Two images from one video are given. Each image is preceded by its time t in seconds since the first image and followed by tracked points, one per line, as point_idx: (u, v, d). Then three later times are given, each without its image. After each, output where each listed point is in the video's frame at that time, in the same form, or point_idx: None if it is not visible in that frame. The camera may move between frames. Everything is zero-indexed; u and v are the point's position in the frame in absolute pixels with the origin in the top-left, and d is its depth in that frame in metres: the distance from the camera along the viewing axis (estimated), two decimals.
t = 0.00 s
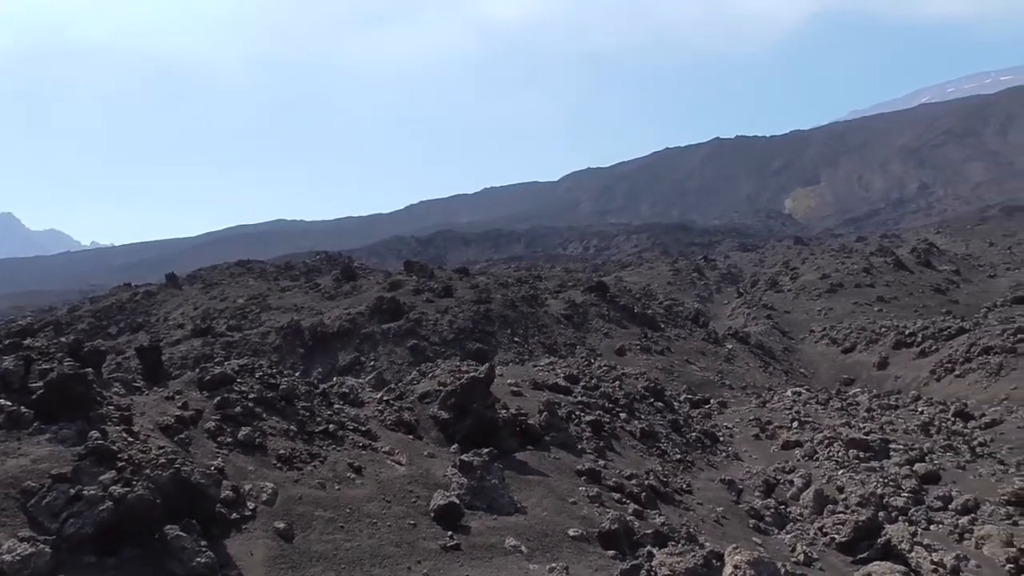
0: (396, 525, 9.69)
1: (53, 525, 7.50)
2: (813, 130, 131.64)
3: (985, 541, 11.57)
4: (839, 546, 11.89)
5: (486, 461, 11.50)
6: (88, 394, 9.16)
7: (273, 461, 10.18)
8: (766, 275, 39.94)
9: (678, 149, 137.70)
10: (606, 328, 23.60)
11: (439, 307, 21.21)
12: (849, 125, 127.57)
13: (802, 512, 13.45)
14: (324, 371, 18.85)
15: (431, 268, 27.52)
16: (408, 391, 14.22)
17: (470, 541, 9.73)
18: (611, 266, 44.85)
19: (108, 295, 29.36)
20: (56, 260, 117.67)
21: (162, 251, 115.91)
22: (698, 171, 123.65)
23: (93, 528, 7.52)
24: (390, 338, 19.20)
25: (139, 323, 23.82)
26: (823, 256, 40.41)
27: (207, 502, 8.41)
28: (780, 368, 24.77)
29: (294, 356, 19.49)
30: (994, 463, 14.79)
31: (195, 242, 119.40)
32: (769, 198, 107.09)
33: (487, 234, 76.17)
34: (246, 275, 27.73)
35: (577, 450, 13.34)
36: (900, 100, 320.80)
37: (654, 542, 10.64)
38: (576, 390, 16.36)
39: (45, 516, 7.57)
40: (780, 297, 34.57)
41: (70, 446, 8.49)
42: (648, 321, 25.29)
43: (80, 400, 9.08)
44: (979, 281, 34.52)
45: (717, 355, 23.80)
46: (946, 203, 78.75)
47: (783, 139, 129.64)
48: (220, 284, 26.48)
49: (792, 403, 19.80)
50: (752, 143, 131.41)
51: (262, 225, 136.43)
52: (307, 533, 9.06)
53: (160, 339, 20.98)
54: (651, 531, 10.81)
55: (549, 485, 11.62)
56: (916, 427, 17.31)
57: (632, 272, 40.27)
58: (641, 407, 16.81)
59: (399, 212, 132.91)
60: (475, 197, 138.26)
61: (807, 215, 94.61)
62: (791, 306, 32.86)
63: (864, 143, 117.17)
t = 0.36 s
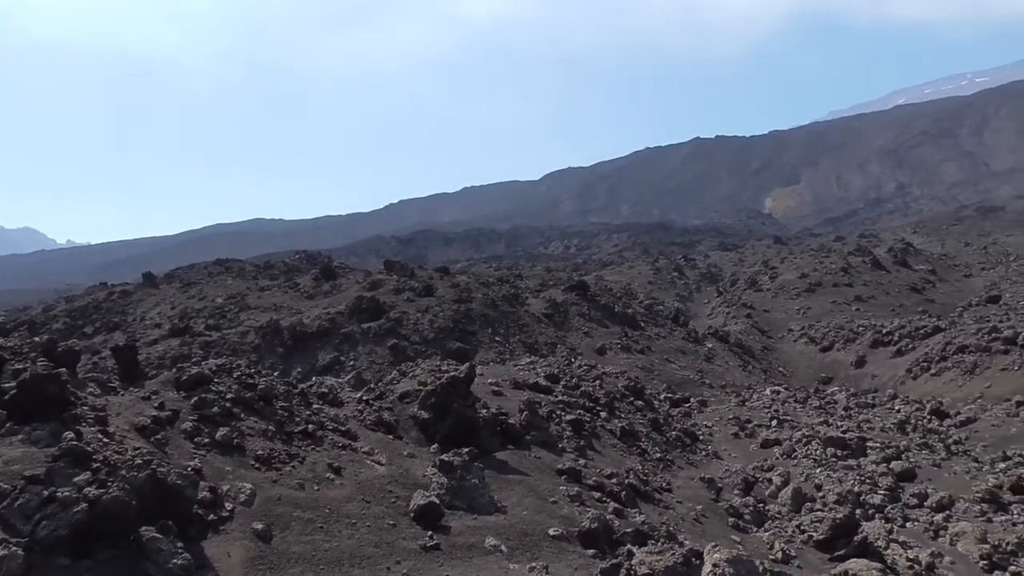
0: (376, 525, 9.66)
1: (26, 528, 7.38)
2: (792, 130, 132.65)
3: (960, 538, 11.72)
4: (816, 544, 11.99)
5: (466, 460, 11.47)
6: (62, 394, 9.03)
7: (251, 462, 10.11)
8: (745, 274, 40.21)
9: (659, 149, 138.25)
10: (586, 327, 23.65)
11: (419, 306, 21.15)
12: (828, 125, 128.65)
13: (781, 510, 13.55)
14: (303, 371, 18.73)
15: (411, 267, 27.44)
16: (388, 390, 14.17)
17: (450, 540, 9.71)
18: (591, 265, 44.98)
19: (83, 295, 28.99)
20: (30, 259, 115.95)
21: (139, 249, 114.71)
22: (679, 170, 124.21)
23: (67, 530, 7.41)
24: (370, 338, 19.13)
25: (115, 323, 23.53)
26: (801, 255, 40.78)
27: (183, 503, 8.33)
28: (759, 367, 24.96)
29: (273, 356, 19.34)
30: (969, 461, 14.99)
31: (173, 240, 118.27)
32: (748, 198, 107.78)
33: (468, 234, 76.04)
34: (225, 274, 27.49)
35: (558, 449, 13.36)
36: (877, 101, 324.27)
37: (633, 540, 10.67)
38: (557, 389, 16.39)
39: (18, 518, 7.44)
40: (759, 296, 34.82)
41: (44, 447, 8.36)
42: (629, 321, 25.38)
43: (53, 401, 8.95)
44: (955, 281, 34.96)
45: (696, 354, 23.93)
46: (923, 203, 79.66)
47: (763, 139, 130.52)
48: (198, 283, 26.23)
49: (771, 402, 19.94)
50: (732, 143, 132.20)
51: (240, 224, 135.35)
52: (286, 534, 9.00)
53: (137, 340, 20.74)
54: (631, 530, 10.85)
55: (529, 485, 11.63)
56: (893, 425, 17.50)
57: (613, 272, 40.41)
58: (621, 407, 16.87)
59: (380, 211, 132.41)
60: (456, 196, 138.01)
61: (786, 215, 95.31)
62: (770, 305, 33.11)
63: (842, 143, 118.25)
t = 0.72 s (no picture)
0: (360, 525, 9.63)
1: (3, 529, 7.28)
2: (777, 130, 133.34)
3: (940, 534, 11.84)
4: (799, 541, 12.07)
5: (450, 460, 11.46)
6: (40, 394, 8.94)
7: (234, 462, 10.05)
8: (730, 273, 40.40)
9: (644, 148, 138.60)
10: (572, 327, 23.69)
11: (404, 306, 21.11)
12: (813, 126, 129.42)
13: (764, 508, 13.63)
14: (288, 371, 18.65)
15: (396, 267, 27.39)
16: (372, 390, 14.15)
17: (434, 540, 9.70)
18: (577, 265, 45.08)
19: (64, 294, 28.74)
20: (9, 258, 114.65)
21: (122, 249, 113.79)
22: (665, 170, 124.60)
23: (45, 531, 7.34)
24: (355, 338, 19.08)
25: (96, 322, 23.34)
26: (786, 255, 41.02)
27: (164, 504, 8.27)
28: (743, 366, 25.10)
29: (257, 356, 19.24)
30: (949, 458, 15.14)
31: (157, 240, 117.43)
32: (733, 198, 108.26)
33: (453, 233, 75.94)
34: (208, 273, 27.33)
35: (542, 448, 13.38)
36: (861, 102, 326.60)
37: (617, 539, 10.71)
38: (542, 388, 16.41)
39: None
40: (744, 296, 34.99)
41: (22, 447, 8.27)
42: (614, 320, 25.43)
43: (31, 401, 8.86)
44: (937, 281, 35.28)
45: (681, 353, 24.02)
46: (906, 203, 80.32)
47: (748, 139, 131.13)
48: (181, 283, 26.07)
49: (755, 401, 20.05)
50: (717, 143, 132.75)
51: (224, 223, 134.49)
52: (269, 534, 8.96)
53: (119, 339, 20.58)
54: (615, 528, 10.89)
55: (514, 484, 11.64)
56: (875, 423, 17.64)
57: (598, 271, 40.51)
58: (606, 406, 16.91)
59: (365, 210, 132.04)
60: (442, 195, 137.83)
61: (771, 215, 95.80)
62: (754, 304, 33.28)
63: (827, 143, 119.00)
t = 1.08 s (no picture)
0: (348, 520, 9.63)
1: None
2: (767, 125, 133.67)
3: (925, 526, 11.95)
4: (786, 534, 12.14)
5: (439, 455, 11.45)
6: (23, 390, 8.88)
7: (221, 458, 10.02)
8: (719, 269, 40.52)
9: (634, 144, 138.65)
10: (561, 322, 23.73)
11: (393, 302, 21.08)
12: (802, 121, 129.77)
13: (752, 502, 13.70)
14: (276, 367, 18.60)
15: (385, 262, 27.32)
16: (361, 386, 14.14)
17: (422, 535, 9.71)
18: (566, 260, 45.11)
19: (50, 289, 28.55)
20: None
21: (108, 244, 112.86)
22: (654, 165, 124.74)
23: (30, 528, 7.32)
24: (343, 333, 19.06)
25: (82, 318, 23.20)
26: (774, 250, 41.18)
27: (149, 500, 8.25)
28: (732, 361, 25.22)
29: (245, 351, 19.16)
30: (934, 451, 15.27)
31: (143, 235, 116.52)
32: (722, 193, 108.50)
33: (443, 228, 75.82)
34: (195, 268, 27.20)
35: (531, 443, 13.40)
36: (851, 97, 327.64)
37: (605, 533, 10.73)
38: (531, 384, 16.44)
39: None
40: (733, 290, 35.11)
41: (4, 445, 8.23)
42: (603, 316, 25.47)
43: (14, 397, 8.80)
44: (924, 275, 35.49)
45: (670, 349, 24.09)
46: (893, 197, 80.68)
47: (737, 134, 131.37)
48: (168, 278, 25.95)
49: (743, 395, 20.14)
50: (707, 138, 132.94)
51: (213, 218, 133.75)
52: (256, 530, 8.95)
53: (105, 335, 20.47)
54: (603, 523, 10.91)
55: (502, 479, 11.66)
56: (862, 417, 17.75)
57: (588, 267, 40.57)
58: (595, 401, 16.96)
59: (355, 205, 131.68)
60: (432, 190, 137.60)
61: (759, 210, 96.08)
62: (743, 299, 33.40)
63: (816, 138, 119.36)
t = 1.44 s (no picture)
0: (339, 506, 9.63)
1: None
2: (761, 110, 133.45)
3: (915, 511, 12.04)
4: (776, 520, 12.22)
5: (431, 440, 11.45)
6: (11, 375, 8.83)
7: (211, 444, 10.01)
8: (712, 254, 40.56)
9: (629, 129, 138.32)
10: (554, 308, 23.74)
11: (385, 287, 21.04)
12: (796, 106, 129.59)
13: (743, 487, 13.78)
14: (268, 352, 18.56)
15: (377, 247, 27.23)
16: (352, 372, 14.12)
17: (413, 520, 9.72)
18: (559, 246, 45.05)
19: (40, 273, 28.40)
20: None
21: (98, 229, 112.13)
22: (648, 150, 124.52)
23: (19, 513, 7.30)
24: (335, 319, 19.03)
25: (73, 303, 23.10)
26: (768, 236, 41.22)
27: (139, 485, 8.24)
28: (724, 346, 25.29)
29: (237, 337, 19.12)
30: (924, 437, 15.36)
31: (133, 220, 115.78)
32: (716, 178, 108.43)
33: (436, 214, 75.63)
34: (187, 254, 27.07)
35: (523, 429, 13.42)
36: (845, 82, 327.03)
37: (597, 518, 10.76)
38: (523, 370, 16.45)
39: None
40: (725, 276, 35.15)
41: None
42: (596, 301, 25.47)
43: (3, 382, 8.75)
44: (916, 261, 35.60)
45: (663, 334, 24.14)
46: (887, 183, 80.74)
47: (731, 120, 131.14)
48: (159, 263, 25.82)
49: (735, 381, 20.21)
50: (701, 123, 132.69)
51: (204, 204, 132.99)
52: (247, 515, 8.94)
53: (96, 320, 20.40)
54: (594, 508, 10.95)
55: (494, 464, 11.68)
56: (853, 402, 17.83)
57: (581, 252, 40.57)
58: (587, 386, 17.00)
59: (347, 190, 131.16)
60: (426, 175, 137.15)
61: (752, 196, 96.14)
62: (736, 285, 33.45)
63: (810, 124, 119.25)
